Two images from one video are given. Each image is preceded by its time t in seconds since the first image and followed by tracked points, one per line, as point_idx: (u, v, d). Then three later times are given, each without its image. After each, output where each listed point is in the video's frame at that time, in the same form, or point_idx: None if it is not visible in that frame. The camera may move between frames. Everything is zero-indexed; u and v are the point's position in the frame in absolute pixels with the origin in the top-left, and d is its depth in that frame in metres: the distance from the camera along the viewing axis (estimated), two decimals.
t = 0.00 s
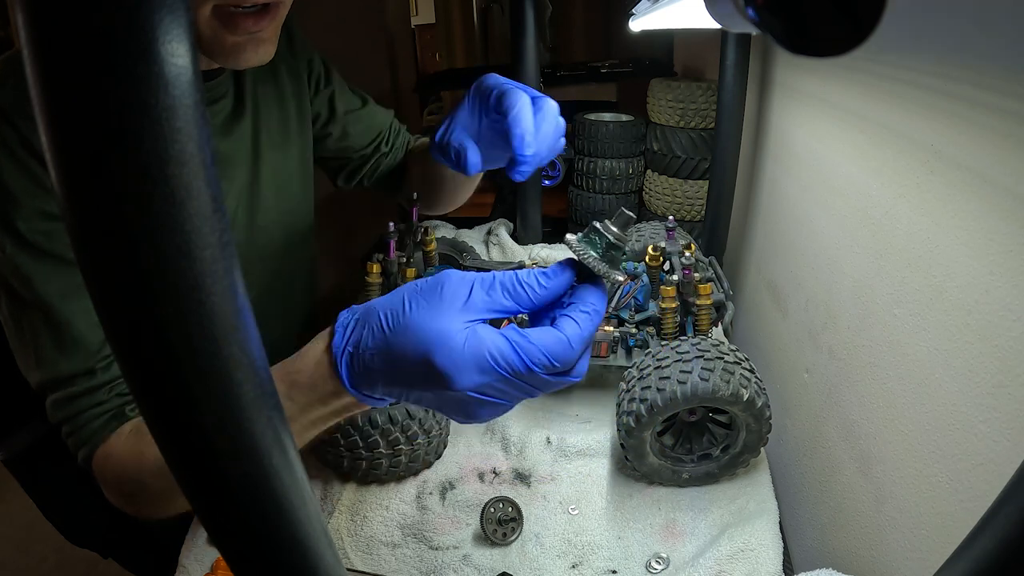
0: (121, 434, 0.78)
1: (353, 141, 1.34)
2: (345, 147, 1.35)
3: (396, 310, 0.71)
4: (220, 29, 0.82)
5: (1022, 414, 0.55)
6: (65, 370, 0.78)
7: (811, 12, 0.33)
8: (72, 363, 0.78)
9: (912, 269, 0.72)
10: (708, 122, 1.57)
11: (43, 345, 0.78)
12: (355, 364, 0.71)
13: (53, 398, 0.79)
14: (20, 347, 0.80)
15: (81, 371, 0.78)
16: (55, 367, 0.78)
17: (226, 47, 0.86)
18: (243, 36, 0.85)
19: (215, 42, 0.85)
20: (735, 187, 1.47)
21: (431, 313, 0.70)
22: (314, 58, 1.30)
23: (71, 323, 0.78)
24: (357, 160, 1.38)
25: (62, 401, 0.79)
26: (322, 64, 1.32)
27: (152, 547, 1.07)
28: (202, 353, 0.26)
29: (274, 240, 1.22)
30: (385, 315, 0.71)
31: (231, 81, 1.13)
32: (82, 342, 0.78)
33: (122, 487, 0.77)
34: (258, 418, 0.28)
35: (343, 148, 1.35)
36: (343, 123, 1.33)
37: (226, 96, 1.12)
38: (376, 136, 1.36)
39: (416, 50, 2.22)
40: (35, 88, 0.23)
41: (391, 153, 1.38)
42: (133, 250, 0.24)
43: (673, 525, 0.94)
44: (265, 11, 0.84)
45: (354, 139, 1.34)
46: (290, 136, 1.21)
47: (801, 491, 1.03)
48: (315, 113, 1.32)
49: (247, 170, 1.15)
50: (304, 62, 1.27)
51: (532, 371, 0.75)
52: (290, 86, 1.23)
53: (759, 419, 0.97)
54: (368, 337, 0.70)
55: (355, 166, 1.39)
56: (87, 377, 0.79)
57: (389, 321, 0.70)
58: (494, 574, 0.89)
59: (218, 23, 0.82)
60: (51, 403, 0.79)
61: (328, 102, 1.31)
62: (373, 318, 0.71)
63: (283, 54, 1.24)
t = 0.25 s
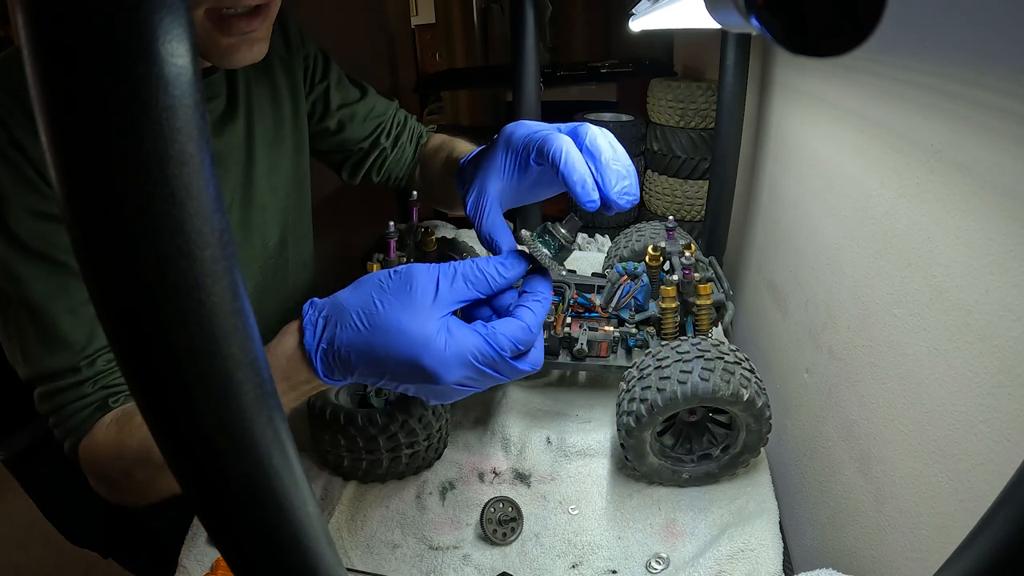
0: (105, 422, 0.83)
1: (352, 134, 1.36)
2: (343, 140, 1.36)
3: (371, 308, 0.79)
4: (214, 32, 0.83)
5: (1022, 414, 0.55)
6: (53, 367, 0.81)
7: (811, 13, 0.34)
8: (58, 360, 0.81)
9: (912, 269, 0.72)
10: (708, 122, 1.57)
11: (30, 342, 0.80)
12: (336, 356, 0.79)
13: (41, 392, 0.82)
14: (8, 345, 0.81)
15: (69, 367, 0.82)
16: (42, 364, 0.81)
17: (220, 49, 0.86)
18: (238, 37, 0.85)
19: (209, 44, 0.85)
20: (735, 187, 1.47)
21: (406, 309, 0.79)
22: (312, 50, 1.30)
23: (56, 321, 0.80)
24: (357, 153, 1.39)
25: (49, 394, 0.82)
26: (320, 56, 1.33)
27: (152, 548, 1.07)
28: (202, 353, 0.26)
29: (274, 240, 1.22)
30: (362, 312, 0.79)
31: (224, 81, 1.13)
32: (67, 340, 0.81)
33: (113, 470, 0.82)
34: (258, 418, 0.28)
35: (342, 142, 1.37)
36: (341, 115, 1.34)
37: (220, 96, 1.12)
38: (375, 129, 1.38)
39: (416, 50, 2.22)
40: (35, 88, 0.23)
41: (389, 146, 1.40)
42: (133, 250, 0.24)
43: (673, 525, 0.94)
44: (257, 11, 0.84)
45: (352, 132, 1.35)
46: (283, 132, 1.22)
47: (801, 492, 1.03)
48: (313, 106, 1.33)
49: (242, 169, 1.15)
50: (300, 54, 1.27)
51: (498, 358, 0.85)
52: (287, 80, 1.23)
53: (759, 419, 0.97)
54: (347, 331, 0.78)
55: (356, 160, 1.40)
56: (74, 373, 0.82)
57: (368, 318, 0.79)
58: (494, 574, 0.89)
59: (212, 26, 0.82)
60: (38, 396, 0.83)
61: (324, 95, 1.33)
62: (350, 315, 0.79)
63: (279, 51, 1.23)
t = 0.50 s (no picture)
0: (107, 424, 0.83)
1: (350, 136, 1.36)
2: (340, 142, 1.37)
3: (380, 323, 0.80)
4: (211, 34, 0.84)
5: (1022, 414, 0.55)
6: (53, 369, 0.81)
7: (811, 13, 0.34)
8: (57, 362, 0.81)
9: (912, 269, 0.72)
10: (708, 122, 1.57)
11: (29, 343, 0.80)
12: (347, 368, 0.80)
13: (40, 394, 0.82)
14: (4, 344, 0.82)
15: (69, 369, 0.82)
16: (41, 366, 0.81)
17: (217, 50, 0.88)
18: (234, 40, 0.86)
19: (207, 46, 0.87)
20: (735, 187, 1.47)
21: (416, 324, 0.81)
22: (310, 50, 1.30)
23: (54, 321, 0.80)
24: (355, 156, 1.39)
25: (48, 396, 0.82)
26: (318, 57, 1.33)
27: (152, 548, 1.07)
28: (202, 352, 0.26)
29: (274, 240, 1.22)
30: (372, 328, 0.80)
31: (225, 82, 1.13)
32: (66, 341, 0.81)
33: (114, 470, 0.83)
34: (258, 418, 0.28)
35: (340, 144, 1.37)
36: (339, 118, 1.34)
37: (218, 96, 1.12)
38: (373, 132, 1.38)
39: (416, 50, 2.22)
40: (35, 88, 0.23)
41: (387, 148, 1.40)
42: (133, 250, 0.24)
43: (673, 525, 0.94)
44: (254, 15, 0.84)
45: (350, 134, 1.36)
46: (281, 132, 1.22)
47: (801, 491, 1.03)
48: (310, 108, 1.33)
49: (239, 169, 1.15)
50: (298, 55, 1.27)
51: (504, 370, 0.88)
52: (286, 82, 1.24)
53: (759, 419, 0.97)
54: (358, 345, 0.79)
55: (354, 162, 1.40)
56: (74, 375, 0.82)
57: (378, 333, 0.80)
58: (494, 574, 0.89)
59: (209, 29, 0.83)
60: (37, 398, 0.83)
61: (322, 97, 1.33)
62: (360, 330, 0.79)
63: (277, 50, 1.23)
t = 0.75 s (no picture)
0: (100, 426, 0.83)
1: (351, 133, 1.36)
2: (342, 140, 1.37)
3: (374, 318, 0.81)
4: (208, 44, 0.85)
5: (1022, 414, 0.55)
6: (48, 372, 0.81)
7: (811, 13, 0.34)
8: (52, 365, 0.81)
9: (912, 269, 0.72)
10: (708, 122, 1.57)
11: (25, 346, 0.80)
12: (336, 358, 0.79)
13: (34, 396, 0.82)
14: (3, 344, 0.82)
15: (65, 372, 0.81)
16: (37, 368, 0.81)
17: (213, 60, 0.89)
18: (230, 50, 0.88)
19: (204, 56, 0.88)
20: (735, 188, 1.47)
21: (409, 318, 0.81)
22: (310, 50, 1.31)
23: (50, 324, 0.80)
24: (356, 153, 1.39)
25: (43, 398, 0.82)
26: (319, 55, 1.33)
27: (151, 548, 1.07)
28: (202, 352, 0.26)
29: (273, 240, 1.22)
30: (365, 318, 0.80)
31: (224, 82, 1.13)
32: (62, 344, 0.81)
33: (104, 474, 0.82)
34: (258, 417, 0.28)
35: (342, 141, 1.37)
36: (339, 116, 1.34)
37: (217, 97, 1.12)
38: (375, 129, 1.38)
39: (416, 50, 2.22)
40: (35, 88, 0.23)
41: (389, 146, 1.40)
42: (133, 250, 0.24)
43: (673, 525, 0.94)
44: (251, 24, 0.86)
45: (351, 132, 1.36)
46: (281, 132, 1.22)
47: (801, 491, 1.03)
48: (311, 107, 1.33)
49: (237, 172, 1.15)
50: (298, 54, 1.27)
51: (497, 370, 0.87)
52: (286, 81, 1.24)
53: (759, 419, 0.97)
54: (349, 337, 0.79)
55: (356, 159, 1.40)
56: (69, 378, 0.82)
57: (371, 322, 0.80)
58: (494, 574, 0.89)
59: (206, 39, 0.85)
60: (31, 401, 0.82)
61: (323, 96, 1.33)
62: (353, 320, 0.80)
63: (278, 50, 1.23)
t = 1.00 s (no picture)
0: (63, 430, 0.78)
1: (358, 136, 1.36)
2: (348, 142, 1.37)
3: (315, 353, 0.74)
4: (221, 50, 0.86)
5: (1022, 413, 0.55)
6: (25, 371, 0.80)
7: (810, 13, 0.34)
8: (29, 364, 0.80)
9: (912, 269, 0.72)
10: (708, 122, 1.57)
11: (22, 346, 0.80)
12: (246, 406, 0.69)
13: (9, 393, 0.81)
14: None
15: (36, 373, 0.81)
16: (14, 366, 0.80)
17: (224, 67, 0.90)
18: (242, 57, 0.89)
19: (214, 61, 0.88)
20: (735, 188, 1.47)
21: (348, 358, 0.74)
22: (318, 52, 1.31)
23: (31, 327, 0.80)
24: (363, 155, 1.39)
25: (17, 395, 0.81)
26: (326, 58, 1.32)
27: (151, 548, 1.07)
28: (202, 353, 0.26)
29: (276, 241, 1.22)
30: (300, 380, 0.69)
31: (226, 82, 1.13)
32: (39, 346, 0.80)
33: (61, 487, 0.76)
34: (258, 417, 0.28)
35: (348, 143, 1.37)
36: (346, 118, 1.34)
37: (220, 98, 1.11)
38: (381, 132, 1.38)
39: (416, 50, 2.22)
40: (35, 88, 0.23)
41: (395, 148, 1.40)
42: (133, 250, 0.24)
43: (673, 525, 0.94)
44: (264, 34, 0.88)
45: (357, 134, 1.35)
46: (286, 133, 1.22)
47: (801, 491, 1.03)
48: (318, 108, 1.34)
49: (241, 170, 1.15)
50: (305, 56, 1.27)
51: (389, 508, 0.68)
52: (292, 82, 1.23)
53: (759, 419, 0.97)
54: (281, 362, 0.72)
55: (363, 161, 1.41)
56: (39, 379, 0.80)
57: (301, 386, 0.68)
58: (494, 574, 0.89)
59: (220, 46, 0.86)
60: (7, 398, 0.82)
61: (329, 98, 1.33)
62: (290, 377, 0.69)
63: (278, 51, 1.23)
